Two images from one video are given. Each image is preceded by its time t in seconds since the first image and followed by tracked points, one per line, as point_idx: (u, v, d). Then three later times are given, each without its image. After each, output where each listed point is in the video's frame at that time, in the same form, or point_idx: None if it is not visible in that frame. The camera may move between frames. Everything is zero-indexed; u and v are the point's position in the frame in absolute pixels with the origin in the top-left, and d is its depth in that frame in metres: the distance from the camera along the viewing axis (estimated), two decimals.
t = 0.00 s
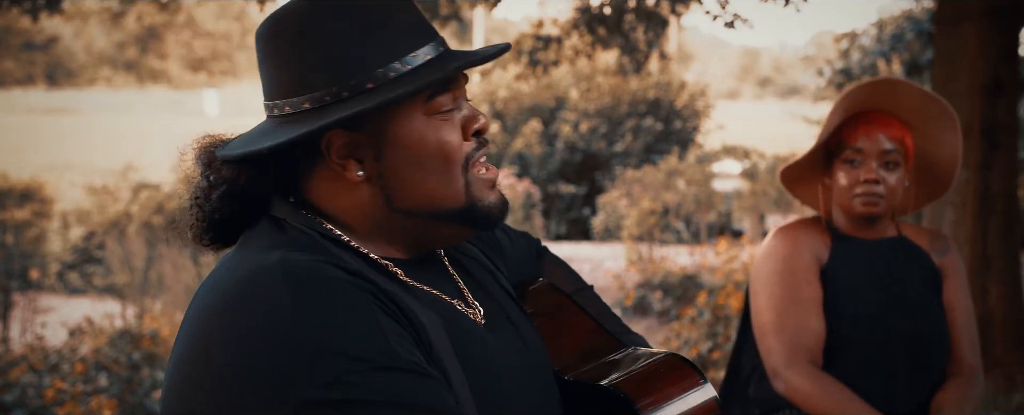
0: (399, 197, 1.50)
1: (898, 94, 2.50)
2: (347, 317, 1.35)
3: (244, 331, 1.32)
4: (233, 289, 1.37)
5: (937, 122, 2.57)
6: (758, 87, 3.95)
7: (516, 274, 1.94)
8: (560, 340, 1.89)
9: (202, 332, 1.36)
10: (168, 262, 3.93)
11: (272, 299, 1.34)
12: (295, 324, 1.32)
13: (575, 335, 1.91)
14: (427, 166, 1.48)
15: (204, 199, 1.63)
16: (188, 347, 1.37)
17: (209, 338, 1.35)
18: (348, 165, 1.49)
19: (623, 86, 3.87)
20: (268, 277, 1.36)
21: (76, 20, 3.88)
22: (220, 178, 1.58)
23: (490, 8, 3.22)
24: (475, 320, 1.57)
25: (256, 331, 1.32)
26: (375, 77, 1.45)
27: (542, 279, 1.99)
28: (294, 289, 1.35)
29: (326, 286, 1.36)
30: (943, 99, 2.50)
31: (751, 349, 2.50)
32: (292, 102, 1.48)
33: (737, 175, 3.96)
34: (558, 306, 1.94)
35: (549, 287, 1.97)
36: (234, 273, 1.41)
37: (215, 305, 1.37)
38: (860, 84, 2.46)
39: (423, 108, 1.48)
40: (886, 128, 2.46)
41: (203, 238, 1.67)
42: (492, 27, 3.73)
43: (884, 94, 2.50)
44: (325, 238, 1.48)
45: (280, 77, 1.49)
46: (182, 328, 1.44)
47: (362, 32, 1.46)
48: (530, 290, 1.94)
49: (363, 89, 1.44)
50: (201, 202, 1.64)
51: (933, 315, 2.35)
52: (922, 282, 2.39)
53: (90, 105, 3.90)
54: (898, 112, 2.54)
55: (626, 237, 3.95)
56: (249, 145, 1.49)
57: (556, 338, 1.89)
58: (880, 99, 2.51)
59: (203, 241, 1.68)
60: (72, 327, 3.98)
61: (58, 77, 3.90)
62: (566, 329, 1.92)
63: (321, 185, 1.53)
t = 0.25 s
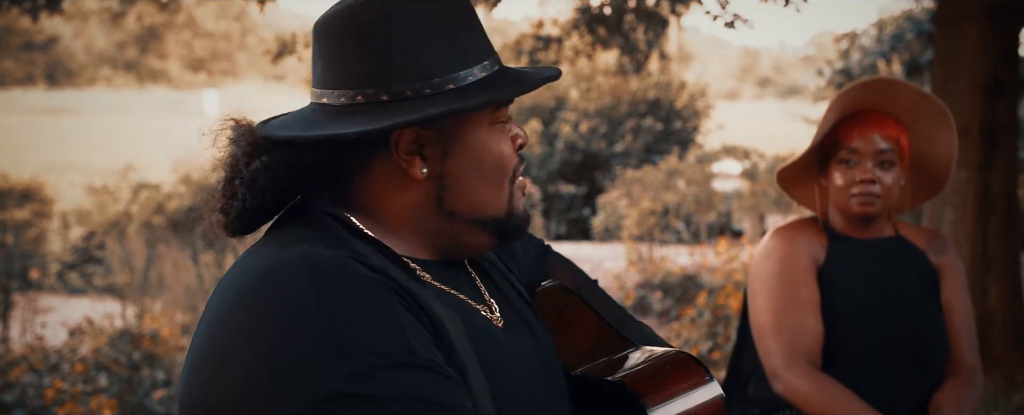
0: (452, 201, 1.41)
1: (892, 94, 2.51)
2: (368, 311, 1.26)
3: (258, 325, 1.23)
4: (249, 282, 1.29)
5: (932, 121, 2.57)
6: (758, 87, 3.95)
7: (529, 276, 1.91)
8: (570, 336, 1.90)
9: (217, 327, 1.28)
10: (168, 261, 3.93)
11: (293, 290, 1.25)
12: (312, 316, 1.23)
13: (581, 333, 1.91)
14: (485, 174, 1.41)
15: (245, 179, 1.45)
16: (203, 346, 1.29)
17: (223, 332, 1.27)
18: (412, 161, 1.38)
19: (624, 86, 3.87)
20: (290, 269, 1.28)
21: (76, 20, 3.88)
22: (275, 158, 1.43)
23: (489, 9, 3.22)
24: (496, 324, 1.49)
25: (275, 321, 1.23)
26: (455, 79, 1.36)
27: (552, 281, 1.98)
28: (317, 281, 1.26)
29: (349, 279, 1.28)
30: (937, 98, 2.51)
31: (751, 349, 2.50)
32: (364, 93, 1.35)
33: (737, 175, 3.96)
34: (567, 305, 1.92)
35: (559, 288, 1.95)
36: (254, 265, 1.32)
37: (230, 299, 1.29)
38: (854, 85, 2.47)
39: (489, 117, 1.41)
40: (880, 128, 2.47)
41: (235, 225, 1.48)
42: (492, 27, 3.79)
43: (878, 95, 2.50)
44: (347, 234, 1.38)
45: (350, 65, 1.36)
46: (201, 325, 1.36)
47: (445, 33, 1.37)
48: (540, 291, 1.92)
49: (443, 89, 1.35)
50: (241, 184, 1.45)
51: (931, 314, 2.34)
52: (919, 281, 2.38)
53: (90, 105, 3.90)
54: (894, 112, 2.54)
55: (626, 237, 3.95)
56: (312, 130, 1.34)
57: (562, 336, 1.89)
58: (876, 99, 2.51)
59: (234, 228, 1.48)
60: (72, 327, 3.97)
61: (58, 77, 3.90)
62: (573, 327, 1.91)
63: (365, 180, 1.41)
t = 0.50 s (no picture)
0: (482, 210, 1.41)
1: (885, 93, 2.51)
2: (388, 305, 1.23)
3: (275, 315, 1.20)
4: (267, 273, 1.26)
5: (924, 119, 2.57)
6: (758, 87, 3.95)
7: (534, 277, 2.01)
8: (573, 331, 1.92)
9: (233, 317, 1.25)
10: (168, 261, 3.93)
11: (316, 281, 1.22)
12: (332, 309, 1.20)
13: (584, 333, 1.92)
14: (515, 189, 1.42)
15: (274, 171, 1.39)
16: (218, 336, 1.26)
17: (238, 322, 1.24)
18: (448, 170, 1.37)
19: (624, 86, 3.87)
20: (313, 261, 1.25)
21: (76, 20, 3.87)
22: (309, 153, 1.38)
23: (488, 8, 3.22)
24: (509, 324, 1.49)
25: (296, 313, 1.20)
26: (496, 91, 1.38)
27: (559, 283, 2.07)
28: (340, 273, 1.23)
29: (372, 274, 1.25)
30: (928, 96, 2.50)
31: (750, 349, 2.51)
32: (410, 99, 1.35)
33: (737, 175, 3.96)
34: (571, 306, 1.97)
35: (565, 290, 2.01)
36: (274, 257, 1.29)
37: (248, 290, 1.26)
38: (846, 85, 2.46)
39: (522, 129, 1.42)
40: (873, 128, 2.47)
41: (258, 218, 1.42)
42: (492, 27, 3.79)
43: (870, 94, 2.50)
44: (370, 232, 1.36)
45: (396, 70, 1.36)
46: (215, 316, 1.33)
47: (488, 44, 1.39)
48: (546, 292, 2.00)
49: (485, 101, 1.37)
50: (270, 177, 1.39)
51: (926, 313, 2.33)
52: (916, 280, 2.38)
53: (90, 105, 3.90)
54: (887, 112, 2.54)
55: (626, 237, 3.95)
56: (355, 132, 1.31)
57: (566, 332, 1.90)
58: (869, 99, 2.51)
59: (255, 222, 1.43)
60: (72, 327, 3.97)
61: (58, 78, 3.90)
62: (576, 326, 1.93)
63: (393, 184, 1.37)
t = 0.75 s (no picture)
0: (484, 213, 1.44)
1: (878, 91, 2.50)
2: (387, 307, 1.23)
3: (274, 315, 1.20)
4: (265, 275, 1.26)
5: (917, 117, 2.57)
6: (758, 88, 3.96)
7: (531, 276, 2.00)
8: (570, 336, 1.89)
9: (231, 318, 1.25)
10: (168, 262, 3.92)
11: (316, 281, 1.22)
12: (331, 309, 1.20)
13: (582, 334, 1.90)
14: (519, 191, 1.45)
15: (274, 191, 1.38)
16: (215, 338, 1.26)
17: (237, 322, 1.23)
18: (451, 178, 1.39)
19: (623, 86, 3.88)
20: (312, 262, 1.25)
21: (76, 20, 3.87)
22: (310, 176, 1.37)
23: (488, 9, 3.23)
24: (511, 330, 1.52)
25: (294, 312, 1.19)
26: (496, 98, 1.38)
27: (555, 285, 2.01)
28: (340, 274, 1.24)
29: (370, 275, 1.26)
30: (922, 94, 2.49)
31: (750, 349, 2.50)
32: (411, 113, 1.35)
33: (736, 176, 3.96)
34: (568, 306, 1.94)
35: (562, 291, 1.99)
36: (273, 259, 1.29)
37: (245, 291, 1.26)
38: (839, 84, 2.45)
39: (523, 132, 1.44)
40: (868, 127, 2.46)
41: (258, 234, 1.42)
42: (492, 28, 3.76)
43: (864, 92, 2.49)
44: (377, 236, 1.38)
45: (395, 84, 1.34)
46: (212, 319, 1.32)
47: (484, 52, 1.38)
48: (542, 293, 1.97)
49: (485, 110, 1.37)
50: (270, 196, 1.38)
51: (923, 311, 2.35)
52: (913, 280, 2.39)
53: (90, 106, 3.91)
54: (880, 110, 2.54)
55: (626, 237, 3.96)
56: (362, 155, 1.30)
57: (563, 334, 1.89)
58: (861, 98, 2.50)
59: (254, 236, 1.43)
60: (72, 327, 3.97)
61: (59, 78, 3.93)
62: (573, 326, 1.91)
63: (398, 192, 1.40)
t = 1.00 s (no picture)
0: (450, 211, 1.46)
1: (873, 90, 2.50)
2: (366, 311, 1.24)
3: (255, 328, 1.22)
4: (245, 285, 1.28)
5: (913, 115, 2.57)
6: (758, 88, 3.95)
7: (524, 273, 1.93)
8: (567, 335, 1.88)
9: (215, 330, 1.26)
10: (168, 262, 3.92)
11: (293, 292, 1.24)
12: (309, 319, 1.21)
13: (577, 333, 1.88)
14: (480, 185, 1.46)
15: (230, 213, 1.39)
16: (202, 349, 1.28)
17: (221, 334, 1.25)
18: (406, 184, 1.42)
19: (623, 86, 3.88)
20: (289, 271, 1.26)
21: (76, 20, 3.87)
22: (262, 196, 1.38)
23: (489, 8, 3.23)
24: (494, 326, 1.52)
25: (272, 324, 1.21)
26: (443, 99, 1.37)
27: (548, 280, 1.96)
28: (317, 283, 1.25)
29: (347, 281, 1.26)
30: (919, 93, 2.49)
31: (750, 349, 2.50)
32: (354, 124, 1.35)
33: (736, 176, 3.95)
34: (562, 303, 1.91)
35: (555, 287, 1.94)
36: (252, 269, 1.31)
37: (227, 301, 1.27)
38: (837, 83, 2.45)
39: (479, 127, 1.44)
40: (864, 126, 2.46)
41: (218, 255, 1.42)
42: (492, 28, 3.77)
43: (860, 91, 2.49)
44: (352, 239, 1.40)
45: (338, 97, 1.34)
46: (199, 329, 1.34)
47: (430, 54, 1.36)
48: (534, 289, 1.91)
49: (434, 113, 1.36)
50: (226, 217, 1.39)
51: (923, 311, 2.35)
52: (913, 280, 2.39)
53: (90, 106, 3.91)
54: (875, 109, 2.54)
55: (626, 237, 3.96)
56: (310, 173, 1.31)
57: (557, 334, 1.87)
58: (857, 97, 2.50)
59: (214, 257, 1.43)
60: (72, 327, 3.97)
61: (59, 78, 3.93)
62: (568, 324, 1.89)
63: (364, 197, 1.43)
